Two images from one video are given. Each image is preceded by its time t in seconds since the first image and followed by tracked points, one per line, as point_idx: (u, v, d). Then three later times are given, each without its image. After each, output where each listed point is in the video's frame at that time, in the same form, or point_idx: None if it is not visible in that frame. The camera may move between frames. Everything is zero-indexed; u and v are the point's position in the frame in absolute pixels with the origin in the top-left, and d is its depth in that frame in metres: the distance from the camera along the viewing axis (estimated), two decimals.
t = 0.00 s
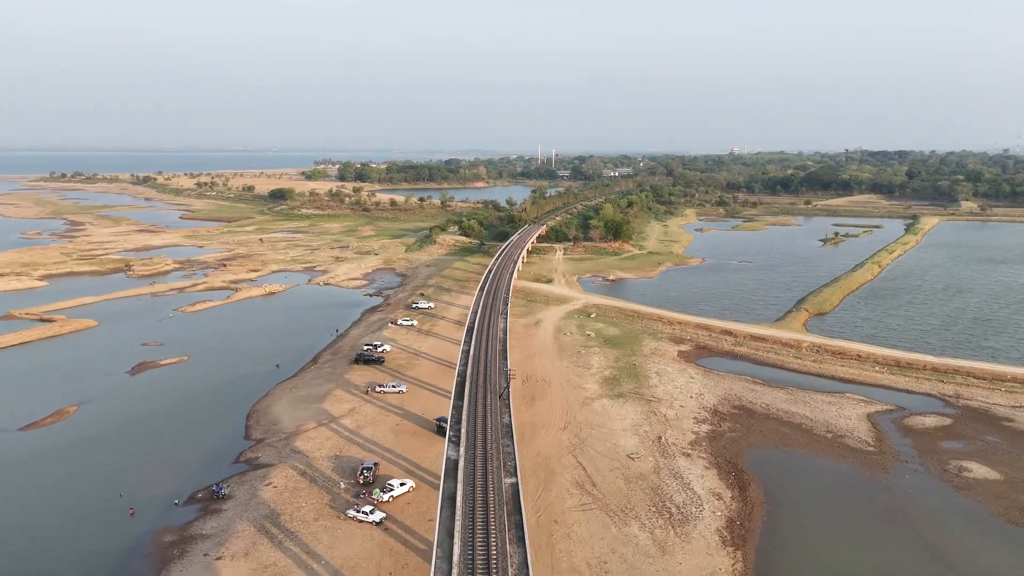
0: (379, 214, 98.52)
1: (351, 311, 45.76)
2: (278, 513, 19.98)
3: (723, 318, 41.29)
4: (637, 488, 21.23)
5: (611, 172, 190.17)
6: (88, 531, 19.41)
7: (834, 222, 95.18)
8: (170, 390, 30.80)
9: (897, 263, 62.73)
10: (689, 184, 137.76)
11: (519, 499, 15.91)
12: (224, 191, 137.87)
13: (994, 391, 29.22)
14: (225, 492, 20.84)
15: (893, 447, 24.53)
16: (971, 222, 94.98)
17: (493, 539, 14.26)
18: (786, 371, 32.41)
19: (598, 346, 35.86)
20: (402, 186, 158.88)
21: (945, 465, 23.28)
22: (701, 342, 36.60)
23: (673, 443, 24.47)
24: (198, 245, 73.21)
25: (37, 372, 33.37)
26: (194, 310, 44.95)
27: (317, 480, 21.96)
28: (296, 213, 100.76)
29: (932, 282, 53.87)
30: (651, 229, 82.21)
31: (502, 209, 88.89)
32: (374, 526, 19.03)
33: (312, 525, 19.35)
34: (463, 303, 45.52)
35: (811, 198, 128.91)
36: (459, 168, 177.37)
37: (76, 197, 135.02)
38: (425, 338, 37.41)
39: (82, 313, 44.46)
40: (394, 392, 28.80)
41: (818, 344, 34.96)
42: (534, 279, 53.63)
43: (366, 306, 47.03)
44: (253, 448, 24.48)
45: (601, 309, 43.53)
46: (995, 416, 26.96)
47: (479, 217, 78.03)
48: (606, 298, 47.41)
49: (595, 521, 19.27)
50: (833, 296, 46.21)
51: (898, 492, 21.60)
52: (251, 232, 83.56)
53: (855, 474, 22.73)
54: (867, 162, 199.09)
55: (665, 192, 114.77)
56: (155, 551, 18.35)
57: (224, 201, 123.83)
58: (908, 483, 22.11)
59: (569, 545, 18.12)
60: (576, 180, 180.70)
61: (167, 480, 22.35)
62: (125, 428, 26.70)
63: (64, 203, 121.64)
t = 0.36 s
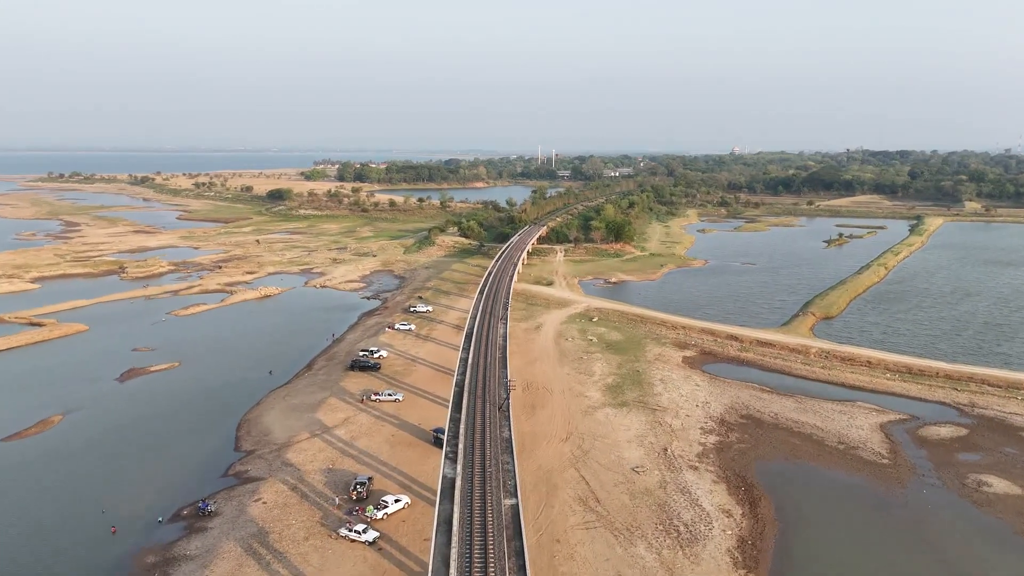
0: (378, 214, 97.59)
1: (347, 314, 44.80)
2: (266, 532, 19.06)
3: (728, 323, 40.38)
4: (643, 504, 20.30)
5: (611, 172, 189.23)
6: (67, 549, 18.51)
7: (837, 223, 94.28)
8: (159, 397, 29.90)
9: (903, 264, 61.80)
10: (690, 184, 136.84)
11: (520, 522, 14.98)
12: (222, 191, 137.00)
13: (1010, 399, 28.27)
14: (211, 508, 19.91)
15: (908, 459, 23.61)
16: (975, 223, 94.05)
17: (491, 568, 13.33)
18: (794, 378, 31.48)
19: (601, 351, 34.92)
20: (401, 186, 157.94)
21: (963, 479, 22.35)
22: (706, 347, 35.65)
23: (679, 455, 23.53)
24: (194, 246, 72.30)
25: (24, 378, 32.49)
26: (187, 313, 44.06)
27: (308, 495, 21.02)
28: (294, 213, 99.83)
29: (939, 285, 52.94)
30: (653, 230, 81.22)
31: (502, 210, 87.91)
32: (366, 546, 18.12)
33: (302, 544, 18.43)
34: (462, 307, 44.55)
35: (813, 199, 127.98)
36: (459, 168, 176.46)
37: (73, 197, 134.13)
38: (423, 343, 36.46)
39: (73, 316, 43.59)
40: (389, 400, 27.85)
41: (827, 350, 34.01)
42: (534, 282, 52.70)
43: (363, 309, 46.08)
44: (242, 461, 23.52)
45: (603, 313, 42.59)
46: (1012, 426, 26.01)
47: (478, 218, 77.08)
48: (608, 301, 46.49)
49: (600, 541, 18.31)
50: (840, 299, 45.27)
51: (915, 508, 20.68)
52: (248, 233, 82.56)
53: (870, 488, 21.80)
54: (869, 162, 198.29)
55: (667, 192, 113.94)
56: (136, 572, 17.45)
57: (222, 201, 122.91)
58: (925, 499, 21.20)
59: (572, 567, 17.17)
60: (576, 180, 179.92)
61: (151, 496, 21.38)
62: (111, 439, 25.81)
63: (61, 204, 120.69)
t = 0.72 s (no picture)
0: (376, 215, 96.77)
1: (344, 318, 43.95)
2: (254, 550, 18.20)
3: (732, 327, 39.54)
4: (648, 520, 19.43)
5: (611, 172, 188.41)
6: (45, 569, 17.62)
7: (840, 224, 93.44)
8: (149, 405, 29.00)
9: (908, 266, 60.98)
10: (691, 185, 136.10)
11: (519, 546, 14.09)
12: (220, 192, 136.07)
13: None
14: (197, 525, 19.07)
15: (923, 472, 22.71)
16: (979, 224, 93.31)
17: None
18: (803, 385, 30.61)
19: (603, 357, 34.03)
20: (401, 186, 157.24)
21: (981, 493, 21.46)
22: (711, 352, 34.81)
23: (686, 468, 22.67)
24: (190, 248, 71.47)
25: (11, 384, 31.63)
26: (181, 317, 43.19)
27: (300, 510, 20.17)
28: (292, 214, 99.04)
29: (946, 288, 52.14)
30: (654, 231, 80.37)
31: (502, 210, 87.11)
32: (358, 566, 17.24)
33: (291, 564, 17.56)
34: (461, 310, 43.69)
35: (816, 199, 127.10)
36: (459, 168, 175.70)
37: (70, 198, 133.27)
38: (421, 348, 35.61)
39: (64, 320, 42.76)
40: (386, 409, 26.99)
41: (835, 356, 33.17)
42: (535, 284, 51.87)
43: (361, 313, 45.20)
44: (232, 474, 22.64)
45: (605, 316, 41.74)
46: None
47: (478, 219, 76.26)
48: (610, 304, 45.65)
49: (604, 561, 17.44)
50: (847, 303, 44.43)
51: (933, 524, 19.80)
52: (245, 234, 81.72)
53: (885, 503, 20.89)
54: (870, 162, 197.55)
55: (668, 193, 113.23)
56: None
57: (220, 202, 122.10)
58: (942, 514, 20.32)
59: None
60: (576, 180, 179.22)
61: (136, 511, 20.51)
62: (97, 449, 24.94)
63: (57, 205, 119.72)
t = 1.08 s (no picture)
0: (375, 216, 95.81)
1: (341, 322, 43.02)
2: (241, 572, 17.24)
3: (738, 331, 38.61)
4: (656, 539, 18.50)
5: (612, 172, 187.39)
6: None
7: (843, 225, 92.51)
8: (137, 414, 28.04)
9: (914, 268, 60.04)
10: (692, 185, 135.17)
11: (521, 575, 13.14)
12: (218, 192, 135.06)
13: None
14: (182, 545, 18.11)
15: (941, 486, 21.77)
16: (984, 224, 92.36)
17: None
18: (812, 392, 29.67)
19: (606, 363, 33.10)
20: (400, 187, 156.31)
21: (1003, 509, 20.51)
22: (717, 358, 33.88)
23: (693, 481, 21.72)
24: (186, 249, 70.53)
25: None
26: (174, 320, 42.25)
27: (290, 527, 19.24)
28: (290, 215, 98.13)
29: (954, 290, 51.21)
30: (655, 232, 79.40)
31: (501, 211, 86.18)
32: None
33: None
34: (460, 314, 42.74)
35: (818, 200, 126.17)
36: (458, 168, 174.79)
37: (68, 198, 132.26)
38: (419, 353, 34.67)
39: (55, 324, 41.86)
40: (382, 419, 26.04)
41: (845, 362, 32.22)
42: (535, 287, 50.95)
43: (358, 316, 44.27)
44: (220, 488, 21.68)
45: (607, 320, 40.83)
46: None
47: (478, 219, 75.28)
48: (612, 307, 44.74)
49: None
50: (854, 306, 43.49)
51: (953, 541, 18.87)
52: (242, 235, 80.81)
53: (902, 520, 19.95)
54: (871, 162, 196.67)
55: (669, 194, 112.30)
56: None
57: (217, 202, 121.19)
58: (963, 531, 19.39)
59: None
60: (576, 180, 178.38)
61: (117, 529, 19.51)
62: (81, 460, 23.97)
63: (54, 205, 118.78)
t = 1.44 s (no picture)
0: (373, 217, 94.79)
1: (338, 325, 42.10)
2: None
3: (744, 336, 37.69)
4: (664, 559, 17.60)
5: (613, 172, 186.35)
6: None
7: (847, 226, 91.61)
8: (125, 424, 27.11)
9: (921, 270, 59.13)
10: (694, 185, 134.23)
11: None
12: (216, 193, 134.06)
13: None
14: (166, 565, 17.19)
15: (961, 501, 20.87)
16: (989, 225, 91.39)
17: None
18: (822, 400, 28.76)
19: (610, 369, 32.15)
20: (400, 187, 155.46)
21: None
22: (723, 364, 32.96)
23: (702, 496, 20.82)
24: (182, 250, 69.60)
25: None
26: (166, 324, 41.31)
27: (280, 547, 18.33)
28: (288, 215, 97.18)
29: (963, 293, 50.29)
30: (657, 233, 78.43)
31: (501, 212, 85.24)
32: None
33: None
34: (460, 317, 41.81)
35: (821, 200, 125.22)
36: (458, 168, 173.84)
37: (65, 198, 131.59)
38: (417, 359, 33.75)
39: (46, 328, 40.95)
40: (377, 429, 25.13)
41: (855, 368, 31.31)
42: (536, 289, 50.03)
43: (355, 320, 43.37)
44: (208, 503, 20.75)
45: (610, 324, 39.92)
46: None
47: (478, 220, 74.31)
48: (615, 311, 43.81)
49: None
50: (862, 310, 42.57)
51: (977, 561, 17.97)
52: (239, 236, 79.85)
53: (922, 537, 19.04)
54: (874, 162, 195.70)
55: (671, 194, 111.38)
56: None
57: (215, 202, 120.27)
58: (986, 550, 18.48)
59: None
60: (577, 180, 177.50)
61: (98, 548, 18.57)
62: (64, 474, 23.04)
63: (49, 206, 117.57)
